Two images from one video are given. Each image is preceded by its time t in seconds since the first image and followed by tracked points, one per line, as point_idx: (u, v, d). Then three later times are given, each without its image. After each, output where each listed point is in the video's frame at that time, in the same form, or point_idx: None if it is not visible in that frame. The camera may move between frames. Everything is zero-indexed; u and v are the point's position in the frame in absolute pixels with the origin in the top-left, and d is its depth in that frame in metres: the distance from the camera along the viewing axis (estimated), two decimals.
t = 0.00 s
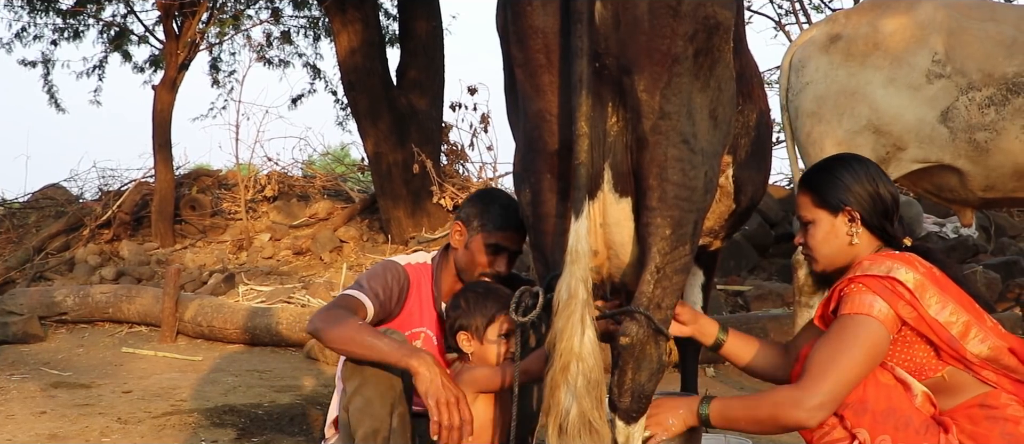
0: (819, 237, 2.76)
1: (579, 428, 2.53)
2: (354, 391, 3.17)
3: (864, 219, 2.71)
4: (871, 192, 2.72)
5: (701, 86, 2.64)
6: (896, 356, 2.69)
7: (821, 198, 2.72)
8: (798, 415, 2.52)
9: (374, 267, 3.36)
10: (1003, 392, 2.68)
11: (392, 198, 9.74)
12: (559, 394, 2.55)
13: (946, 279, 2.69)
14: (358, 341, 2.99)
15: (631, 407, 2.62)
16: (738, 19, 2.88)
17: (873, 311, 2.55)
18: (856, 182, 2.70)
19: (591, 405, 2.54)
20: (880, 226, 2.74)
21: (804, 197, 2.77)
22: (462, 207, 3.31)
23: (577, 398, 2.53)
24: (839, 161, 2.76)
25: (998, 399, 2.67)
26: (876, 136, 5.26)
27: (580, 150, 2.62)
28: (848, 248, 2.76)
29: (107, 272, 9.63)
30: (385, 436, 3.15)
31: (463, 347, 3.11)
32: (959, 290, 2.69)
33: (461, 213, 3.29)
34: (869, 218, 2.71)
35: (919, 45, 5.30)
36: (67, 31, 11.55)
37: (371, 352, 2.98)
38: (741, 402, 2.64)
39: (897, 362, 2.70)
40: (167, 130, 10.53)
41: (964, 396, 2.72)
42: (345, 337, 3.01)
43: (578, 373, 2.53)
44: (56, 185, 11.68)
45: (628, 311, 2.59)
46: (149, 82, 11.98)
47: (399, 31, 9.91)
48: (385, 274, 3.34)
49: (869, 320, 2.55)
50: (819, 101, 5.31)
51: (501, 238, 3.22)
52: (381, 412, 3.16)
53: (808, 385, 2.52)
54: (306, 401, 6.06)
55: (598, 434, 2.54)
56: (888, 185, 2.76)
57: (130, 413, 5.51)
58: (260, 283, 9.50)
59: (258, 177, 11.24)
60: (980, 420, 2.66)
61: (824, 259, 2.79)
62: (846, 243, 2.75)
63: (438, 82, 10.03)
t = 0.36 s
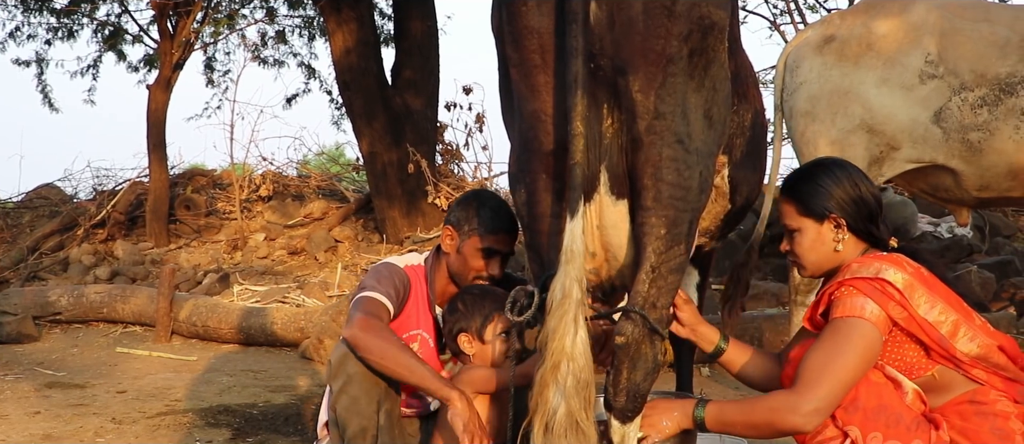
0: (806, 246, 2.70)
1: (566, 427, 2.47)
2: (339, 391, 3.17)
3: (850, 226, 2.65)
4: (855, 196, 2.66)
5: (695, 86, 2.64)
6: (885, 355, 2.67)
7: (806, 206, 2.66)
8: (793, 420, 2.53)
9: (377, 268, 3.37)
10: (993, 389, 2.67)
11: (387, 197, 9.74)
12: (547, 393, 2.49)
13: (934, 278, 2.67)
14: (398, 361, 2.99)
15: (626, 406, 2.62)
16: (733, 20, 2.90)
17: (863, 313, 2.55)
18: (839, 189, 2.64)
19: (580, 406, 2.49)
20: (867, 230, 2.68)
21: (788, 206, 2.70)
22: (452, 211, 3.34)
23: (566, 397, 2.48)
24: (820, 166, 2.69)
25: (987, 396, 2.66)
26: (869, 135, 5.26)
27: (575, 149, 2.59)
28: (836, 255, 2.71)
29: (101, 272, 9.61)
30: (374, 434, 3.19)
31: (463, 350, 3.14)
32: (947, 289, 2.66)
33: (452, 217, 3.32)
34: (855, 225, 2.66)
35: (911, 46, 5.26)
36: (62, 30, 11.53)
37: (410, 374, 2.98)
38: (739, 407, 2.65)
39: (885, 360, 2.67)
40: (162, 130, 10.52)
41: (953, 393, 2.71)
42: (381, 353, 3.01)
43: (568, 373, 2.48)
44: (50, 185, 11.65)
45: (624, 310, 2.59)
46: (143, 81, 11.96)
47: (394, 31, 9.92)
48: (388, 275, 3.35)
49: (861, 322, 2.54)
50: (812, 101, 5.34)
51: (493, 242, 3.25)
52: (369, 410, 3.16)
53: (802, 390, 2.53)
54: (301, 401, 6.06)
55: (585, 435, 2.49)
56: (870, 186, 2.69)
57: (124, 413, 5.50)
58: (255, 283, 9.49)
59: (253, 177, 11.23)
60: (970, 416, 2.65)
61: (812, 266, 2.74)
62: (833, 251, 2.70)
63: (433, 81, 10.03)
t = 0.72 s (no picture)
0: (799, 248, 2.67)
1: (558, 425, 2.46)
2: (339, 392, 3.17)
3: (843, 227, 2.64)
4: (846, 198, 2.64)
5: (693, 86, 2.66)
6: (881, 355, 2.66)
7: (798, 209, 2.63)
8: (792, 423, 2.53)
9: (372, 268, 3.37)
10: (986, 388, 2.68)
11: (382, 197, 9.74)
12: (540, 391, 2.48)
13: (928, 279, 2.67)
14: (381, 381, 2.94)
15: (622, 405, 2.62)
16: (731, 21, 2.91)
17: (858, 317, 2.54)
18: (830, 190, 2.62)
19: (572, 404, 2.47)
20: (858, 231, 2.68)
21: (779, 209, 2.66)
22: (446, 214, 3.37)
23: (559, 395, 2.47)
24: (811, 168, 2.67)
25: (982, 394, 2.66)
26: (864, 135, 5.25)
27: (574, 149, 2.59)
28: (829, 257, 2.69)
29: (96, 272, 9.58)
30: (371, 436, 3.18)
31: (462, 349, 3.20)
32: (942, 290, 2.66)
33: (447, 220, 3.35)
34: (847, 226, 2.65)
35: (906, 46, 5.26)
36: (56, 30, 11.50)
37: (393, 396, 2.92)
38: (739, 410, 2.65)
39: (880, 360, 2.66)
40: (156, 130, 10.50)
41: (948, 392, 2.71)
42: (367, 369, 2.96)
43: (561, 370, 2.47)
44: (44, 185, 11.62)
45: (620, 309, 2.59)
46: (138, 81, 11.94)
47: (389, 31, 9.90)
48: (382, 277, 3.34)
49: (857, 326, 2.53)
50: (808, 101, 5.35)
51: (488, 245, 3.28)
52: (368, 411, 3.17)
53: (799, 393, 2.52)
54: (297, 401, 6.06)
55: (577, 433, 2.47)
56: (859, 188, 2.69)
57: (118, 414, 5.48)
58: (250, 283, 9.47)
59: (248, 177, 11.21)
60: (964, 414, 2.65)
61: (803, 268, 2.71)
62: (827, 253, 2.68)
63: (428, 82, 10.02)
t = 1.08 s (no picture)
0: (802, 251, 2.60)
1: (574, 431, 2.47)
2: (338, 397, 3.12)
3: (847, 232, 2.57)
4: (851, 202, 2.56)
5: (698, 87, 2.62)
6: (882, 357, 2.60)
7: (801, 212, 2.55)
8: (798, 428, 2.49)
9: (372, 271, 3.32)
10: (990, 388, 2.62)
11: (378, 197, 9.69)
12: (554, 399, 2.48)
13: (929, 279, 2.61)
14: (385, 389, 2.93)
15: (626, 411, 2.58)
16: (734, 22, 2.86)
17: (861, 317, 2.47)
18: (835, 193, 2.54)
19: (587, 410, 2.48)
20: (864, 236, 2.60)
21: (781, 211, 2.59)
22: (446, 215, 3.33)
23: (574, 402, 2.47)
24: (816, 170, 2.60)
25: (986, 395, 2.60)
26: (866, 134, 5.15)
27: (578, 151, 2.54)
28: (832, 261, 2.62)
29: (90, 272, 9.52)
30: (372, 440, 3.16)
31: (463, 349, 3.18)
32: (943, 290, 2.60)
33: (446, 222, 3.32)
34: (852, 231, 2.57)
35: (906, 46, 5.19)
36: (49, 28, 11.43)
37: (398, 405, 2.92)
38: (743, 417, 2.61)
39: (882, 363, 2.60)
40: (151, 129, 10.44)
41: (952, 394, 2.65)
42: (373, 377, 2.94)
43: (574, 377, 2.47)
44: (38, 185, 11.56)
45: (624, 313, 2.56)
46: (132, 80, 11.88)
47: (384, 29, 9.87)
48: (380, 279, 3.29)
49: (862, 327, 2.47)
50: (810, 101, 5.25)
51: (489, 247, 3.26)
52: (368, 416, 3.14)
53: (804, 398, 2.48)
54: (292, 403, 6.02)
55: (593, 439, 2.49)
56: (865, 191, 2.61)
57: (113, 416, 5.43)
58: (245, 283, 9.42)
59: (243, 176, 11.16)
60: (969, 415, 2.59)
61: (806, 272, 2.64)
62: (830, 256, 2.61)
63: (424, 80, 9.98)
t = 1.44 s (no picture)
0: (815, 255, 2.51)
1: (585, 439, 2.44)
2: (336, 403, 3.04)
3: (861, 235, 2.47)
4: (866, 204, 2.47)
5: (708, 86, 2.55)
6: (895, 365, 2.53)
7: (814, 214, 2.46)
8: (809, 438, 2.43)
9: (368, 275, 3.24)
10: (1004, 397, 2.55)
11: (359, 196, 9.59)
12: (565, 406, 2.45)
13: (944, 286, 2.53)
14: (385, 395, 2.88)
15: (636, 419, 2.52)
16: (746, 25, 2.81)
17: (875, 327, 2.40)
18: (849, 195, 2.45)
19: (598, 418, 2.46)
20: (879, 238, 2.51)
21: (793, 214, 2.50)
22: (444, 216, 3.26)
23: (584, 409, 2.44)
24: (829, 170, 2.50)
25: (1000, 404, 2.54)
26: (862, 134, 5.12)
27: (590, 150, 2.49)
28: (846, 265, 2.52)
29: (65, 271, 9.34)
30: None
31: (463, 355, 3.15)
32: (958, 297, 2.53)
33: (444, 222, 3.25)
34: (867, 233, 2.48)
35: (901, 46, 5.16)
36: (23, 23, 11.23)
37: (398, 413, 2.86)
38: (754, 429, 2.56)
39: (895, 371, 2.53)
40: (128, 126, 10.27)
41: (966, 401, 2.58)
42: (372, 383, 2.88)
43: (586, 384, 2.44)
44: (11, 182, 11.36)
45: (634, 319, 2.49)
46: (108, 76, 11.69)
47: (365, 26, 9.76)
48: (378, 282, 3.22)
49: (875, 337, 2.39)
50: (805, 101, 5.22)
51: (488, 249, 3.19)
52: (366, 423, 3.08)
53: (819, 409, 2.41)
54: (277, 406, 5.91)
55: None
56: (880, 191, 2.51)
57: (94, 420, 5.31)
58: (224, 282, 9.29)
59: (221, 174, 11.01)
60: (982, 424, 2.53)
61: (819, 276, 2.55)
62: (844, 261, 2.51)
63: (406, 78, 9.87)
